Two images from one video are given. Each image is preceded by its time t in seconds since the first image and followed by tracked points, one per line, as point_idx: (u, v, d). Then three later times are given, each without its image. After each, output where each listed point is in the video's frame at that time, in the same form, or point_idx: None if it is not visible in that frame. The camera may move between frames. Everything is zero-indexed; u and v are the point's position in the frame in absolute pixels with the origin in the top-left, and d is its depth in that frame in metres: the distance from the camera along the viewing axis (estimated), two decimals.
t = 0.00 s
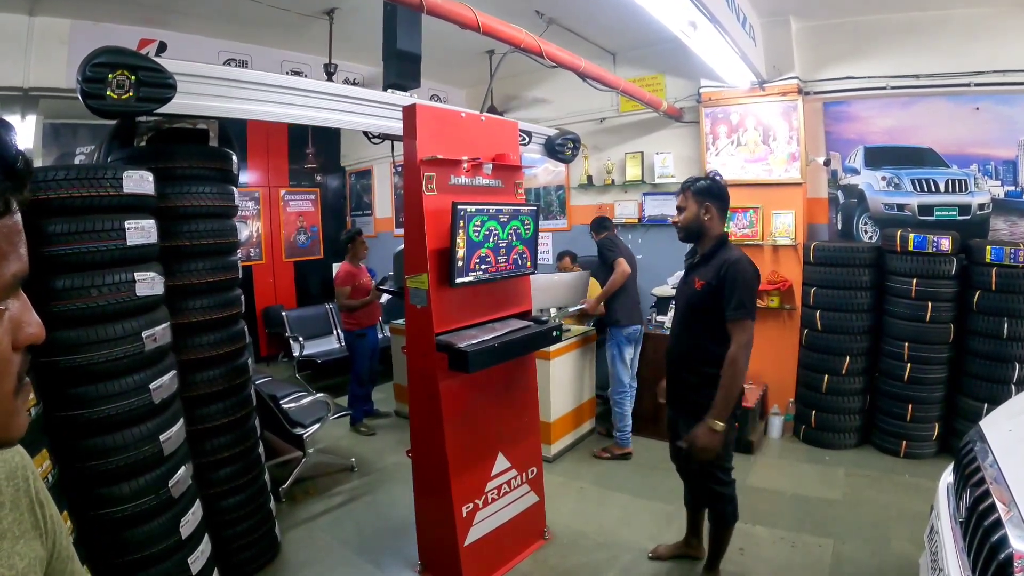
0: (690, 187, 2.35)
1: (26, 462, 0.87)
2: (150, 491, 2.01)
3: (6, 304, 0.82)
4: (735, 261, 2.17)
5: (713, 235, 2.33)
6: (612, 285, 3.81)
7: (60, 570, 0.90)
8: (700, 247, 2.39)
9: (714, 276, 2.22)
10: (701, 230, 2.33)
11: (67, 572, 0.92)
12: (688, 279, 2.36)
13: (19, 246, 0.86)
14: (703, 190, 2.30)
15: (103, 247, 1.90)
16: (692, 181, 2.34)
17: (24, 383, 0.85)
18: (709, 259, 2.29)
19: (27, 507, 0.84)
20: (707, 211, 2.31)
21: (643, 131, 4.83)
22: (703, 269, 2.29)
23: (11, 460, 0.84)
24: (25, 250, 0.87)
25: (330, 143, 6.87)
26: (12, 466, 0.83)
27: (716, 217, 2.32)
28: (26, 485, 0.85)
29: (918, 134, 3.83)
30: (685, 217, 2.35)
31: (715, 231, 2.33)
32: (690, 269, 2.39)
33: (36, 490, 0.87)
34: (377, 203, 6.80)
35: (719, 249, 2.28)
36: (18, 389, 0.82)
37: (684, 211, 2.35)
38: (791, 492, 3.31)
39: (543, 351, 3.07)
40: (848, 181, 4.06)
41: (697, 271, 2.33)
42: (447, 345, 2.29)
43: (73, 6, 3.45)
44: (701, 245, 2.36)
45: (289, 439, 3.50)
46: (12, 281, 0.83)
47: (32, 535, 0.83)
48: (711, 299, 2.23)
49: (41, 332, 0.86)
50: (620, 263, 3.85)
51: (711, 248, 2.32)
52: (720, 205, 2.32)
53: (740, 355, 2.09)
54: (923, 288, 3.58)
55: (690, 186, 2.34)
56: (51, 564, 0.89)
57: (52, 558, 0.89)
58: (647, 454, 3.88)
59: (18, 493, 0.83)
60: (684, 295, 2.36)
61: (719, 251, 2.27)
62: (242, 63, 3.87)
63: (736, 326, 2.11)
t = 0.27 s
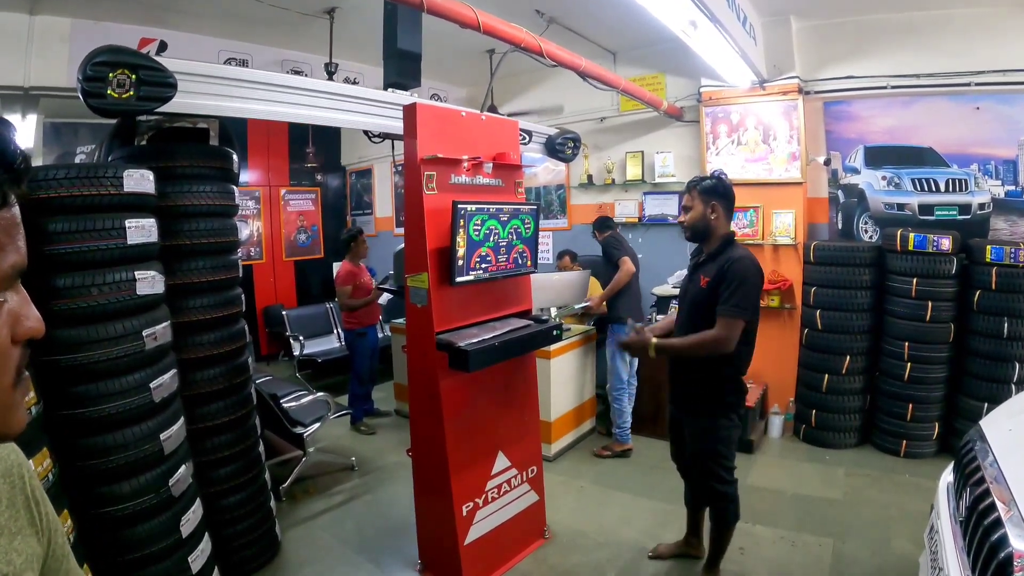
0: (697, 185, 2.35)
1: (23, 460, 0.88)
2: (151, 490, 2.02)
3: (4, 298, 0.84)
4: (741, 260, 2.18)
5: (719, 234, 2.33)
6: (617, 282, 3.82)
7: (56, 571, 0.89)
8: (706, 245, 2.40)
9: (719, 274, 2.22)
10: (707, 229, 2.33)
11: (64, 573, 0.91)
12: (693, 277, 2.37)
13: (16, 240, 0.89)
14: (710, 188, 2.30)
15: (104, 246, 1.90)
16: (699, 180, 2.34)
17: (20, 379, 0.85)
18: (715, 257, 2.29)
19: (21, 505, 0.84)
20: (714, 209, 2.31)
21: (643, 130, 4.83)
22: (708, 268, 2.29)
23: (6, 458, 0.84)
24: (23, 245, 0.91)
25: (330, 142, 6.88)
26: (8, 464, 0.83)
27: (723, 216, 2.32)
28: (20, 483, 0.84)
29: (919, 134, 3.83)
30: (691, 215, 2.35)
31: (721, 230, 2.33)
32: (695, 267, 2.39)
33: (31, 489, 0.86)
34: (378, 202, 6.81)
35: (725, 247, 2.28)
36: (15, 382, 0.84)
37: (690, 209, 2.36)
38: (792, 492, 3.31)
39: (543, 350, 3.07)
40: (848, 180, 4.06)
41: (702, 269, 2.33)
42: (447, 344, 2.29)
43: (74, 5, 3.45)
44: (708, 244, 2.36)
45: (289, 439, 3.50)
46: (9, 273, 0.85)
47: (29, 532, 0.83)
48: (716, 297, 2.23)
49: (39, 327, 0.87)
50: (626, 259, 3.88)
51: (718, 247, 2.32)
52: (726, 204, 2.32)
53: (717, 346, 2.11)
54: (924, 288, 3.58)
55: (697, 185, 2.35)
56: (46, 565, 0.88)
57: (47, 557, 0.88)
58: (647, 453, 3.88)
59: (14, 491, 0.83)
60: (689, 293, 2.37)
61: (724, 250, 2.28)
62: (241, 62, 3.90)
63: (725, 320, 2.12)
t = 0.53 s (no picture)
0: (697, 186, 2.35)
1: (16, 457, 0.87)
2: (150, 489, 2.02)
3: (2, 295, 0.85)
4: (742, 261, 2.17)
5: (719, 234, 2.33)
6: (618, 282, 3.82)
7: (51, 567, 0.89)
8: (706, 245, 2.40)
9: (720, 275, 2.22)
10: (706, 229, 2.33)
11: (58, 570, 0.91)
12: (694, 278, 2.37)
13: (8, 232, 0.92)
14: (710, 189, 2.30)
15: (103, 245, 1.90)
16: (699, 179, 2.34)
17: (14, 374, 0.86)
18: (715, 258, 2.29)
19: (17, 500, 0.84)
20: (713, 210, 2.31)
21: (643, 130, 4.83)
22: (709, 268, 2.29)
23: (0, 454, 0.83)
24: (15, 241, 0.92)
25: (330, 141, 6.88)
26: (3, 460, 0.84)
27: (722, 216, 2.32)
28: (14, 480, 0.84)
29: (918, 134, 3.83)
30: (691, 216, 2.35)
31: (721, 230, 2.33)
32: (695, 267, 2.39)
33: (25, 486, 0.87)
34: (377, 202, 6.81)
35: (725, 247, 2.28)
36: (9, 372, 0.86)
37: (690, 210, 2.35)
38: (791, 492, 3.30)
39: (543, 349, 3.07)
40: (848, 180, 4.06)
41: (702, 270, 2.33)
42: (446, 344, 2.30)
43: (73, 4, 3.45)
44: (708, 244, 2.36)
45: (289, 438, 3.50)
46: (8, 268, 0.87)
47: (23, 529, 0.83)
48: (718, 298, 2.23)
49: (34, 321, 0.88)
50: (626, 259, 3.87)
51: (718, 247, 2.32)
52: (726, 204, 2.32)
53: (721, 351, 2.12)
54: (923, 288, 3.58)
55: (697, 185, 2.34)
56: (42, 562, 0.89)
57: (43, 554, 0.88)
58: (647, 453, 3.88)
59: (9, 487, 0.83)
60: (690, 294, 2.37)
61: (724, 250, 2.27)
62: (241, 62, 3.90)
63: (728, 322, 2.12)
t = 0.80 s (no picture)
0: (688, 185, 2.35)
1: (12, 456, 0.87)
2: (149, 488, 2.02)
3: None
4: (737, 259, 2.17)
5: (710, 234, 2.33)
6: (618, 281, 3.82)
7: (45, 564, 0.90)
8: (698, 245, 2.40)
9: (716, 274, 2.22)
10: (698, 228, 2.33)
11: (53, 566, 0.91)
12: (688, 278, 2.36)
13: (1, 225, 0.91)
14: (701, 188, 2.30)
15: (103, 244, 1.90)
16: (689, 180, 2.34)
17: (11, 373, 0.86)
18: (709, 257, 2.29)
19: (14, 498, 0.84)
20: (704, 209, 2.31)
21: (643, 130, 4.83)
22: (703, 268, 2.29)
23: None
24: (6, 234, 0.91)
25: (330, 141, 6.88)
26: None
27: (714, 215, 2.32)
28: (10, 477, 0.84)
29: (918, 134, 3.83)
30: (682, 216, 2.35)
31: (713, 229, 2.33)
32: (689, 268, 2.39)
33: (21, 483, 0.86)
34: (377, 202, 6.82)
35: (717, 247, 2.28)
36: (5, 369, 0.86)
37: (681, 210, 2.35)
38: (791, 491, 3.30)
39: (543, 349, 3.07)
40: (848, 180, 4.06)
41: (696, 270, 2.33)
42: (446, 344, 2.30)
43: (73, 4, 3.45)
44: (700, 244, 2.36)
45: (288, 438, 3.49)
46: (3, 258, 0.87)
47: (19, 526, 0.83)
48: (715, 298, 2.23)
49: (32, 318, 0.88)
50: (626, 259, 3.86)
51: (710, 247, 2.32)
52: (717, 204, 2.32)
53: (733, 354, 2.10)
54: (923, 288, 3.58)
55: (687, 186, 2.35)
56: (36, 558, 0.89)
57: (38, 550, 0.89)
58: (647, 453, 3.88)
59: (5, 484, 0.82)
60: (684, 294, 2.36)
61: (717, 250, 2.28)
62: (241, 61, 3.90)
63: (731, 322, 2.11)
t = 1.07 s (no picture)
0: (688, 185, 2.35)
1: (11, 455, 0.87)
2: (149, 488, 2.01)
3: None
4: (739, 258, 2.17)
5: (710, 233, 2.33)
6: (617, 280, 3.82)
7: (44, 563, 0.90)
8: (698, 245, 2.40)
9: (716, 274, 2.21)
10: (697, 228, 2.33)
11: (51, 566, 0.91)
12: (688, 278, 2.36)
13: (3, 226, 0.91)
14: (701, 187, 2.30)
15: (102, 243, 1.90)
16: (689, 179, 2.35)
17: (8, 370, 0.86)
18: (709, 257, 2.29)
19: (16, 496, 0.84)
20: (704, 209, 2.31)
21: (642, 129, 4.83)
22: (703, 267, 2.29)
23: None
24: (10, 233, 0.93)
25: (329, 141, 6.88)
26: None
27: (713, 215, 2.32)
28: (9, 476, 0.83)
29: (918, 134, 3.83)
30: (682, 215, 2.36)
31: (712, 229, 2.33)
32: (689, 267, 2.39)
33: (20, 481, 0.86)
34: (376, 201, 6.82)
35: (718, 246, 2.28)
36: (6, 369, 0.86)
37: (681, 209, 2.35)
38: (791, 491, 3.30)
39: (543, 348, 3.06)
40: (848, 180, 4.06)
41: (696, 270, 2.32)
42: (446, 343, 2.29)
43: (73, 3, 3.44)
44: (700, 243, 2.36)
45: (288, 438, 3.49)
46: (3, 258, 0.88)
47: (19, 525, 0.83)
48: (715, 297, 2.22)
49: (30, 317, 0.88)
50: (626, 259, 3.87)
51: (710, 246, 2.32)
52: (716, 203, 2.32)
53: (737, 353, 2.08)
54: (923, 287, 3.58)
55: (687, 185, 2.35)
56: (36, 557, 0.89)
57: (37, 550, 0.89)
58: (646, 453, 3.88)
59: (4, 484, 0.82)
60: (684, 294, 2.36)
61: (717, 249, 2.27)
62: (241, 60, 3.89)
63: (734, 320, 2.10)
